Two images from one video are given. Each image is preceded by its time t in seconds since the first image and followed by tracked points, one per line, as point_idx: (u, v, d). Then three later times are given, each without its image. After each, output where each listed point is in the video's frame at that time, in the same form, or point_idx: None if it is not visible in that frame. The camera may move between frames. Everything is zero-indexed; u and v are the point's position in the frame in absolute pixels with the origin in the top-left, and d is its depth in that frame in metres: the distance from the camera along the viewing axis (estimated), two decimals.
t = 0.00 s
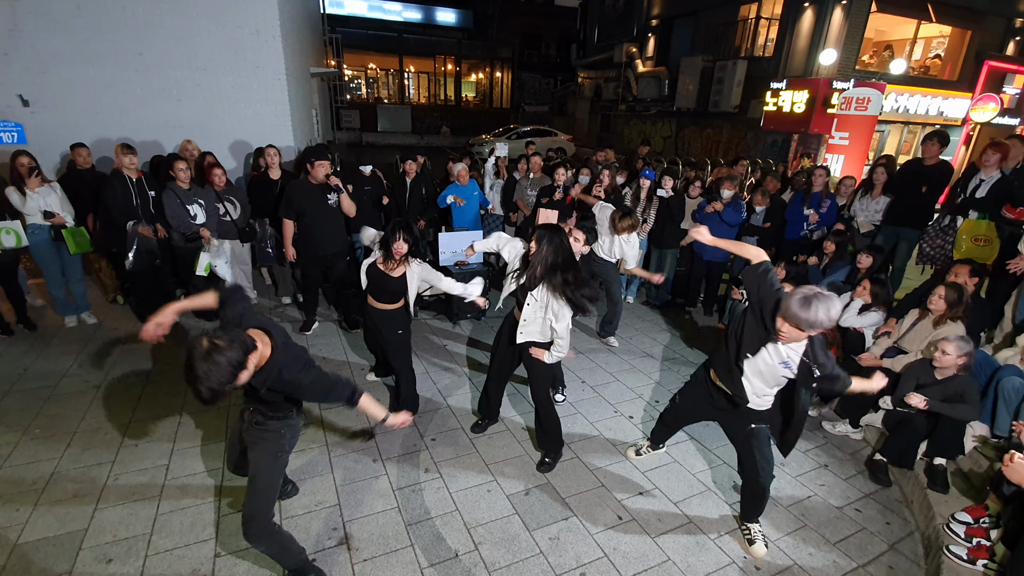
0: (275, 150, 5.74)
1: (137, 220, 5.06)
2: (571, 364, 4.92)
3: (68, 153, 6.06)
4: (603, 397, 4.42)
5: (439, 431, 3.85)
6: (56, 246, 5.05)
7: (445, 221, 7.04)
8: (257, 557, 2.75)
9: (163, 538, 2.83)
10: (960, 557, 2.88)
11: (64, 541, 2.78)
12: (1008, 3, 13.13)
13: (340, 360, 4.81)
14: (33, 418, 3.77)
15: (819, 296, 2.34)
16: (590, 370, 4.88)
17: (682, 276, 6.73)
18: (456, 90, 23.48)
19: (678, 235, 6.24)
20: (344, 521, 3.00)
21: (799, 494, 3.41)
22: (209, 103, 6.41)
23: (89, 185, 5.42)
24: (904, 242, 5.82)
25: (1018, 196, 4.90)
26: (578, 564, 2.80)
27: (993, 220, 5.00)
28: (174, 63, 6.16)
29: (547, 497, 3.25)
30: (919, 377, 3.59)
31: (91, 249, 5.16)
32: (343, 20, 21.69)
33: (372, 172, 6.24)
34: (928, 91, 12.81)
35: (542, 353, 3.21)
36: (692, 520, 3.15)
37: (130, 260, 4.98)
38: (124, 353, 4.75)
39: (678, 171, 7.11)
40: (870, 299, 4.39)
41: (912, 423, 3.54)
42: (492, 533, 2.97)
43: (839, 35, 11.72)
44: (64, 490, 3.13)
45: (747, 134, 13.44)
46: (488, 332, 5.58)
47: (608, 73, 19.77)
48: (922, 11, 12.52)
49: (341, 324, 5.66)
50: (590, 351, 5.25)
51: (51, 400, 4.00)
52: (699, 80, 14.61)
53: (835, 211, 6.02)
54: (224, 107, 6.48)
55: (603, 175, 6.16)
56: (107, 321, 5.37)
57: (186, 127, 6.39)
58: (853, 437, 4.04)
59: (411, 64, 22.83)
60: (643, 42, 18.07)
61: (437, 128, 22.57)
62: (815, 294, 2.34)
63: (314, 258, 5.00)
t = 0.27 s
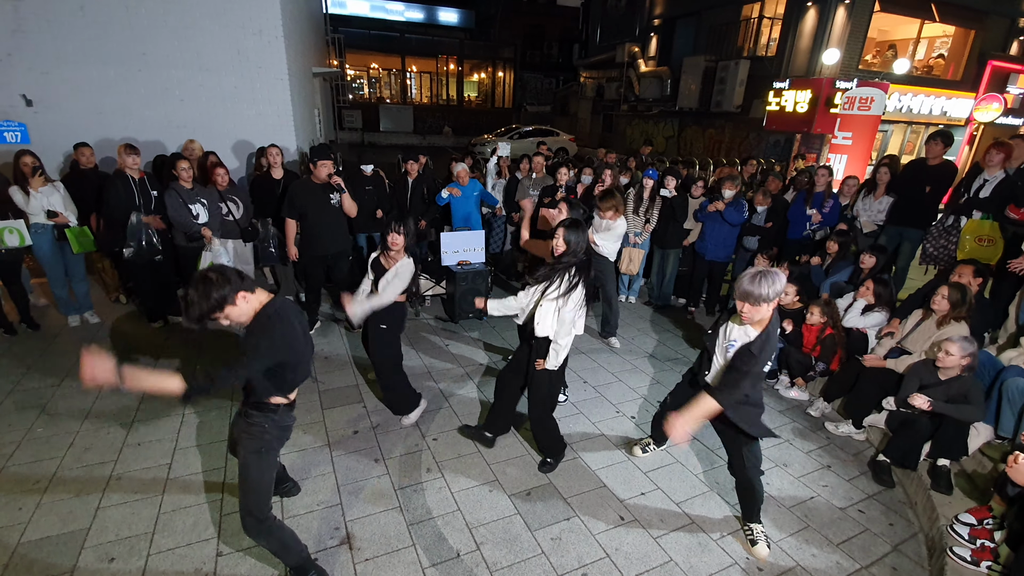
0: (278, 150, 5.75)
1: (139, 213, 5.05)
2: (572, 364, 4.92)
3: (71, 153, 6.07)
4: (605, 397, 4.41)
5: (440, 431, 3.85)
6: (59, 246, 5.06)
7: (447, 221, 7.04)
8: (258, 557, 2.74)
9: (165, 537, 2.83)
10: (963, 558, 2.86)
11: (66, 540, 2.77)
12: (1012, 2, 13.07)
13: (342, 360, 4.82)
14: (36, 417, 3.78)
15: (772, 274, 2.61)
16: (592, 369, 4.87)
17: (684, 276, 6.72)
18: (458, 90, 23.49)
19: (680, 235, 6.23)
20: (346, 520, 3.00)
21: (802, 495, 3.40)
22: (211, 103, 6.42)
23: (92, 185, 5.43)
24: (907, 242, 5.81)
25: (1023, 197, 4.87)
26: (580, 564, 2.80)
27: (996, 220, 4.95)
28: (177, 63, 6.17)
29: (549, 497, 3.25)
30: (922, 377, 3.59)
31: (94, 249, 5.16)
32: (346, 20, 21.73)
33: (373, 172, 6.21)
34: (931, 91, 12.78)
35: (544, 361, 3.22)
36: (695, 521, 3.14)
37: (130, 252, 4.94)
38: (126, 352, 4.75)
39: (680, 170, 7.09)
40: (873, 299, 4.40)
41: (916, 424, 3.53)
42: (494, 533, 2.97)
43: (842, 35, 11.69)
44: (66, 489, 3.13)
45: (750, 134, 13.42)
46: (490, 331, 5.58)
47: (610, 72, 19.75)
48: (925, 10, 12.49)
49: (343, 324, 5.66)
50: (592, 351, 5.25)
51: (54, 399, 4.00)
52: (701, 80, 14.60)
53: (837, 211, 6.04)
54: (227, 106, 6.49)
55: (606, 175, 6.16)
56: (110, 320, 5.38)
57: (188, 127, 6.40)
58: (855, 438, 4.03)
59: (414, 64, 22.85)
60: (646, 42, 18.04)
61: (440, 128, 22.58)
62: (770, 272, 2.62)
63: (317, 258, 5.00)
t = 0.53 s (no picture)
0: (279, 149, 5.76)
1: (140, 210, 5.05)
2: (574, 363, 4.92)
3: (73, 151, 6.08)
4: (606, 397, 4.41)
5: (441, 430, 3.85)
6: (61, 244, 5.06)
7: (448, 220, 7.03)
8: (260, 554, 2.75)
9: (167, 535, 2.84)
10: (964, 558, 2.86)
11: (67, 539, 2.78)
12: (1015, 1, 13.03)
13: (343, 359, 4.82)
14: (37, 415, 3.79)
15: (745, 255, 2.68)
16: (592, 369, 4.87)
17: (685, 275, 6.72)
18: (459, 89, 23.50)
19: (682, 234, 6.22)
20: (347, 519, 3.01)
21: (803, 495, 3.40)
22: (213, 102, 6.42)
23: (94, 184, 5.43)
24: (909, 242, 5.80)
25: None
26: (580, 564, 2.80)
27: (998, 221, 4.93)
28: (178, 62, 6.18)
29: (549, 497, 3.25)
30: (924, 378, 3.58)
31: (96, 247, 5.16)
32: (347, 19, 21.82)
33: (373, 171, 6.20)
34: (934, 90, 12.75)
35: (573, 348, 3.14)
36: (695, 521, 3.14)
37: (141, 249, 4.98)
38: (127, 351, 4.76)
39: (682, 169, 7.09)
40: (875, 299, 4.41)
41: (917, 424, 3.53)
42: (494, 532, 2.97)
43: (844, 34, 11.66)
44: (68, 487, 3.14)
45: (751, 134, 13.42)
46: (490, 330, 5.58)
47: (612, 72, 19.73)
48: (927, 10, 12.45)
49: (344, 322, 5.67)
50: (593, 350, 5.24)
51: (55, 398, 4.01)
52: (703, 79, 14.60)
53: (839, 211, 5.99)
54: (228, 105, 6.49)
55: (607, 174, 6.16)
56: (112, 319, 5.39)
57: (190, 126, 6.41)
58: (857, 438, 4.02)
59: (415, 63, 22.86)
60: (647, 41, 18.02)
61: (441, 128, 22.57)
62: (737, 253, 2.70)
63: (318, 257, 5.01)
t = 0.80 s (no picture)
0: (280, 148, 5.77)
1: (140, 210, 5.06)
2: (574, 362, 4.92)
3: (73, 150, 6.07)
4: (606, 396, 4.41)
5: (441, 429, 3.85)
6: (62, 242, 5.07)
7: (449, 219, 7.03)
8: (260, 553, 2.75)
9: (167, 534, 2.83)
10: (966, 558, 2.85)
11: (67, 538, 2.78)
12: None
13: (343, 357, 4.82)
14: (38, 414, 3.79)
15: (725, 258, 2.69)
16: (593, 368, 4.86)
17: (685, 274, 6.71)
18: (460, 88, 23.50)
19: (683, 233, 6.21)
20: (347, 518, 3.01)
21: (803, 494, 3.40)
22: (213, 101, 6.42)
23: (94, 182, 5.43)
24: (910, 241, 5.79)
25: None
26: (581, 562, 2.80)
27: (1000, 220, 4.92)
28: (179, 60, 6.17)
29: (550, 496, 3.25)
30: (925, 377, 3.57)
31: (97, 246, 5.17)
32: (348, 18, 21.84)
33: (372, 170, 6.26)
34: (935, 89, 12.72)
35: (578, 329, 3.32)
36: (696, 520, 3.13)
37: (143, 249, 4.97)
38: (128, 349, 4.77)
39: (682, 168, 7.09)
40: (876, 298, 4.41)
41: (918, 424, 3.52)
42: (495, 531, 2.97)
43: (845, 33, 11.63)
44: (69, 485, 3.14)
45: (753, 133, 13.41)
46: (491, 329, 5.57)
47: (612, 70, 19.71)
48: (929, 9, 12.43)
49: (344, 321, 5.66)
50: (594, 349, 5.24)
51: (56, 396, 4.01)
52: (703, 78, 14.58)
53: (840, 210, 5.95)
54: (229, 104, 6.48)
55: (608, 173, 6.15)
56: (113, 318, 5.39)
57: (190, 125, 6.41)
58: (858, 437, 4.01)
59: (416, 62, 22.86)
60: (648, 40, 18.00)
61: (441, 126, 22.56)
62: (719, 259, 2.68)
63: (318, 255, 5.01)
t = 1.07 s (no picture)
0: (280, 147, 5.79)
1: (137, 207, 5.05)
2: (574, 360, 4.92)
3: (74, 148, 6.07)
4: (605, 394, 4.41)
5: (441, 428, 3.85)
6: (62, 241, 5.07)
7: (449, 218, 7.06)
8: (260, 551, 2.75)
9: (166, 532, 2.84)
10: (965, 557, 2.87)
11: (67, 536, 2.78)
12: None
13: (343, 356, 4.82)
14: (38, 412, 3.79)
15: (734, 259, 2.70)
16: (593, 367, 4.86)
17: (685, 273, 6.71)
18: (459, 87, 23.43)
19: (683, 232, 6.20)
20: (347, 516, 3.01)
21: (802, 492, 3.40)
22: (213, 100, 6.42)
23: (94, 181, 5.42)
24: (910, 240, 5.79)
25: None
26: (580, 561, 2.80)
27: (1000, 218, 4.90)
28: (179, 59, 6.17)
29: (549, 494, 3.25)
30: (924, 376, 3.56)
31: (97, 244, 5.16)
32: (347, 17, 21.77)
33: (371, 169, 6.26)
34: (935, 88, 12.70)
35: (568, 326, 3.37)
36: (695, 519, 3.13)
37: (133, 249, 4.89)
38: (128, 348, 4.77)
39: (683, 168, 7.09)
40: (875, 297, 4.40)
41: (917, 423, 3.53)
42: (493, 529, 2.97)
43: (846, 31, 11.60)
44: (69, 483, 3.15)
45: (753, 131, 13.42)
46: (490, 328, 5.56)
47: (612, 69, 19.70)
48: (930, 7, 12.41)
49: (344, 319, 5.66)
50: (594, 348, 5.23)
51: (57, 395, 4.02)
52: (704, 76, 14.57)
53: (840, 209, 5.95)
54: (228, 102, 6.48)
55: (608, 172, 6.15)
56: (112, 316, 5.39)
57: (190, 123, 6.41)
58: (857, 436, 4.01)
59: (415, 60, 22.85)
60: (648, 38, 17.97)
61: (442, 125, 22.54)
62: (729, 260, 2.68)
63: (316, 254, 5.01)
